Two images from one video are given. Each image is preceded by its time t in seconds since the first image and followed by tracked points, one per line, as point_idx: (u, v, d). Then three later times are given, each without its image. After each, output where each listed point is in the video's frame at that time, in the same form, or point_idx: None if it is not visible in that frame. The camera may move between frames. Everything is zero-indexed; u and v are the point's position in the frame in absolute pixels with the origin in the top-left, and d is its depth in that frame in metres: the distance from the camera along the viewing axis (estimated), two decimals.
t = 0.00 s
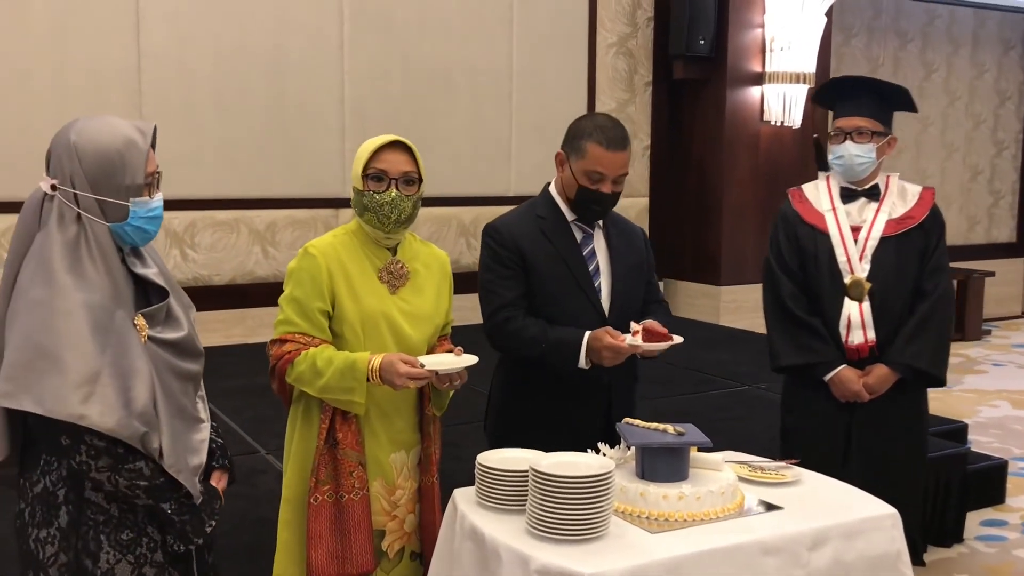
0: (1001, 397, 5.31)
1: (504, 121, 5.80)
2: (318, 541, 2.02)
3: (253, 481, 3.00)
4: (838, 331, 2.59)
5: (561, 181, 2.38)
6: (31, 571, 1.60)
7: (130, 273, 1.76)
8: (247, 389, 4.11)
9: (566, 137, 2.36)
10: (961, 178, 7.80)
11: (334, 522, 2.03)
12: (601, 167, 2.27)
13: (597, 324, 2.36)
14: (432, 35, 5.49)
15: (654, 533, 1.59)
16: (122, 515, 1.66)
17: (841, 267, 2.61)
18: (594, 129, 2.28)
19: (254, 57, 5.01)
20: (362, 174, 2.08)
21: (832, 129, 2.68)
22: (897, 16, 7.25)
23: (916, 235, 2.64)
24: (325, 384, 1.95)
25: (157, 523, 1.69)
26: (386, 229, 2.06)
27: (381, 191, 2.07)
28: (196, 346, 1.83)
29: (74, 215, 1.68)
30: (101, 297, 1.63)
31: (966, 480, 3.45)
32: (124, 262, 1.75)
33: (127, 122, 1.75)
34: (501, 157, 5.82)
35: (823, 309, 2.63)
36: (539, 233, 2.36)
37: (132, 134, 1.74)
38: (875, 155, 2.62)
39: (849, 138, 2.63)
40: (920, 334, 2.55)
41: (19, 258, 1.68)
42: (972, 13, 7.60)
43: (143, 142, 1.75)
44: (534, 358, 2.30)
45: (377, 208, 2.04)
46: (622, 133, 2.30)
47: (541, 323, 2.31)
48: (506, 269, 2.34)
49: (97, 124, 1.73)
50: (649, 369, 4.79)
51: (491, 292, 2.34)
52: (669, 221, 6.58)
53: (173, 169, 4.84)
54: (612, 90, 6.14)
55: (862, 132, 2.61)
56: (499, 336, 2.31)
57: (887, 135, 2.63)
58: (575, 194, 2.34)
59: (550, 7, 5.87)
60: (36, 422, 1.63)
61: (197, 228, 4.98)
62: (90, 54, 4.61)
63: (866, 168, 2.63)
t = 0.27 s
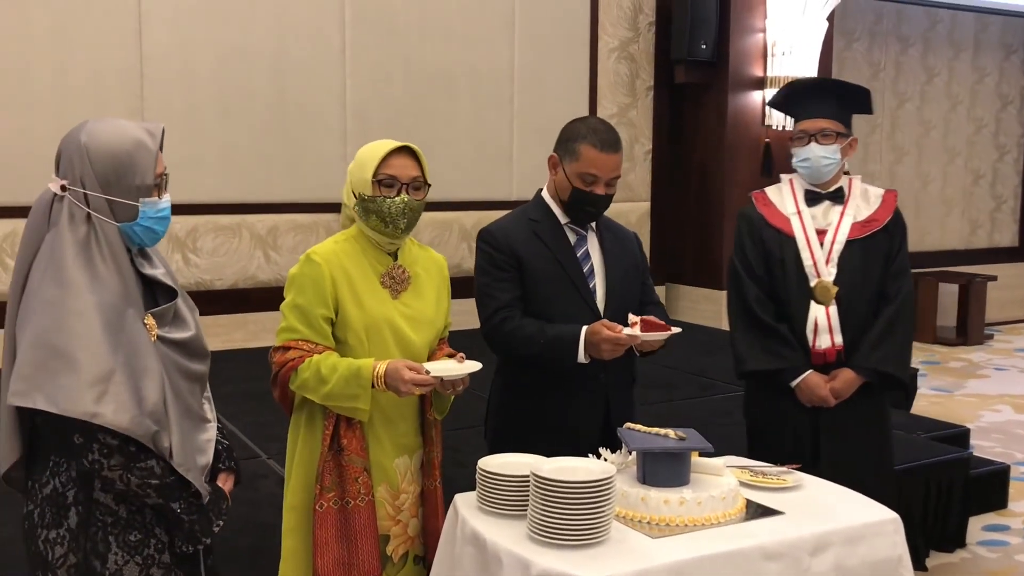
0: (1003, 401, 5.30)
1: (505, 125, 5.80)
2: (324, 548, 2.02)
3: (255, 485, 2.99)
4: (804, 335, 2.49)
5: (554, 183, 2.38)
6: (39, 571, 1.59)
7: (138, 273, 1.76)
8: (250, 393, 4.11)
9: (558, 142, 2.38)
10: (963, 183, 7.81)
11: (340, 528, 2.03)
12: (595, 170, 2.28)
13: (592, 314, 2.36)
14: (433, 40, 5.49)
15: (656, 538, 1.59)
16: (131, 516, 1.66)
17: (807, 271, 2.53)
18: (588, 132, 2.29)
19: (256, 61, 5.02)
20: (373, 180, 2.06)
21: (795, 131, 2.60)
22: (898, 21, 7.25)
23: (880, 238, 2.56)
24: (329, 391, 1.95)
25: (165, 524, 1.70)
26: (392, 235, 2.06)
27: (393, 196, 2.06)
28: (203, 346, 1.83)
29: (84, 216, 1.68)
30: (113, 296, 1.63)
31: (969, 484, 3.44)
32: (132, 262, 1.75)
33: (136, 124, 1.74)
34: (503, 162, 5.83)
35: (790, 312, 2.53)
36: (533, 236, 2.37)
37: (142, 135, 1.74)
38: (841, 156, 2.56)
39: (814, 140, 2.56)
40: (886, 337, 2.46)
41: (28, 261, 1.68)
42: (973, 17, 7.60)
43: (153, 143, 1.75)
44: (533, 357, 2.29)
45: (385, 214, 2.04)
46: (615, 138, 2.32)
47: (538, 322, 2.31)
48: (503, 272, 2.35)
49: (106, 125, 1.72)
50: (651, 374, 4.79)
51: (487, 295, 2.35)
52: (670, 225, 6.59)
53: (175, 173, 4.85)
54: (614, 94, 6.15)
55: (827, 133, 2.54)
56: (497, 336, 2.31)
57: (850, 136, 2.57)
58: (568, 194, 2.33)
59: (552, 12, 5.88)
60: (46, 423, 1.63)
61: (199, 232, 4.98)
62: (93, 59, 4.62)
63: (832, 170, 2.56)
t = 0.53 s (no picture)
0: (1005, 404, 5.29)
1: (507, 128, 5.80)
2: (334, 554, 2.00)
3: (256, 488, 2.99)
4: (785, 339, 2.49)
5: (560, 192, 2.37)
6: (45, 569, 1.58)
7: (148, 275, 1.77)
8: (252, 395, 4.11)
9: (561, 148, 2.37)
10: (965, 186, 7.81)
11: (348, 534, 2.02)
12: (607, 176, 2.30)
13: (594, 321, 2.36)
14: (435, 42, 5.50)
15: (657, 541, 1.59)
16: (138, 514, 1.66)
17: (786, 272, 2.53)
18: (597, 140, 2.32)
19: (258, 64, 5.02)
20: (386, 185, 2.05)
21: (780, 131, 2.58)
22: (900, 23, 7.25)
23: (856, 236, 2.58)
24: (337, 399, 1.94)
25: (172, 522, 1.69)
26: (397, 238, 2.07)
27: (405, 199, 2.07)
28: (210, 347, 1.84)
29: (95, 217, 1.69)
30: (122, 297, 1.64)
31: (970, 487, 3.43)
32: (143, 263, 1.76)
33: (149, 128, 1.76)
34: (504, 164, 5.83)
35: (769, 318, 2.52)
36: (531, 240, 2.37)
37: (153, 138, 1.75)
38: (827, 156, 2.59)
39: (806, 141, 2.55)
40: (866, 337, 2.47)
41: (38, 263, 1.68)
42: (975, 19, 7.59)
43: (164, 146, 1.77)
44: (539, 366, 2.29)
45: (396, 220, 2.04)
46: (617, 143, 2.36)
47: (542, 329, 2.30)
48: (503, 278, 2.34)
49: (118, 129, 1.74)
50: (652, 376, 4.79)
51: (488, 302, 2.34)
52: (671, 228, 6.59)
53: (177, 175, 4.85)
54: (615, 97, 6.15)
55: (818, 135, 2.55)
56: (500, 344, 2.31)
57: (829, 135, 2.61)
58: (576, 204, 2.35)
59: (553, 14, 5.88)
60: (55, 422, 1.63)
61: (201, 235, 4.98)
62: (95, 61, 4.63)
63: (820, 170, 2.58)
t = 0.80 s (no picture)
0: (1006, 404, 5.29)
1: (507, 127, 5.80)
2: (341, 557, 2.00)
3: (257, 488, 2.99)
4: (784, 337, 2.48)
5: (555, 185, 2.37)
6: (53, 564, 1.59)
7: (155, 274, 1.78)
8: (253, 395, 4.11)
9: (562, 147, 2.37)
10: (966, 185, 7.80)
11: (355, 536, 2.02)
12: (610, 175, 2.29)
13: (600, 332, 2.36)
14: (436, 41, 5.50)
15: (658, 541, 1.58)
16: (146, 511, 1.65)
17: (781, 269, 2.52)
18: (597, 137, 2.30)
19: (259, 64, 5.02)
20: (390, 186, 2.04)
21: (771, 131, 2.58)
22: (901, 23, 7.25)
23: (851, 233, 2.58)
24: (343, 402, 1.93)
25: (179, 518, 1.69)
26: (399, 238, 2.07)
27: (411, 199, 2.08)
28: (216, 345, 1.84)
29: (105, 216, 1.68)
30: (130, 294, 1.64)
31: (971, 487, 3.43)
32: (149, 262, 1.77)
33: (159, 128, 1.76)
34: (505, 164, 5.83)
35: (766, 313, 2.52)
36: (536, 241, 2.37)
37: (163, 138, 1.76)
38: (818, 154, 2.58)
39: (797, 140, 2.55)
40: (863, 331, 2.47)
41: (46, 261, 1.67)
42: (976, 18, 7.58)
43: (174, 146, 1.77)
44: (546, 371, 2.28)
45: (400, 221, 2.05)
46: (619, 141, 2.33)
47: (551, 334, 2.29)
48: (509, 279, 2.33)
49: (129, 128, 1.74)
50: (653, 376, 4.79)
51: (494, 304, 2.32)
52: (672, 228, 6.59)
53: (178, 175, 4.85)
54: (616, 96, 6.14)
55: (809, 133, 2.55)
56: (508, 348, 2.29)
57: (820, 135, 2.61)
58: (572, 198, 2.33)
59: (554, 14, 5.88)
60: (63, 419, 1.62)
61: (202, 235, 4.98)
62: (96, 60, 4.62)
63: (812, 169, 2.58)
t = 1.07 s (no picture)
0: (1007, 402, 5.28)
1: (508, 126, 5.80)
2: (352, 558, 1.99)
3: (257, 487, 2.99)
4: (784, 335, 2.48)
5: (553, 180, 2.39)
6: (58, 562, 1.57)
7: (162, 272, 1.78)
8: (254, 394, 4.11)
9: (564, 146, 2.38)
10: (967, 183, 7.79)
11: (365, 536, 2.01)
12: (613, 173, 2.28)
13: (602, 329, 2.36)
14: (436, 39, 5.49)
15: (658, 540, 1.58)
16: (152, 507, 1.66)
17: (782, 268, 2.52)
18: (595, 133, 2.29)
19: (259, 62, 5.02)
20: (396, 185, 2.05)
21: (771, 130, 2.58)
22: (901, 21, 7.24)
23: (852, 233, 2.57)
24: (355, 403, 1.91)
25: (185, 514, 1.70)
26: (403, 237, 2.07)
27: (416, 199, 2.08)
28: (221, 344, 1.83)
29: (115, 214, 1.69)
30: (139, 292, 1.64)
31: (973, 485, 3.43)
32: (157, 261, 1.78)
33: (170, 128, 1.77)
34: (505, 163, 5.82)
35: (765, 312, 2.52)
36: (540, 238, 2.36)
37: (173, 138, 1.76)
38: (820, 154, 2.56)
39: (796, 138, 2.54)
40: (863, 331, 2.46)
41: (55, 259, 1.67)
42: (977, 16, 7.58)
43: (183, 146, 1.77)
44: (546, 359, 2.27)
45: (404, 220, 2.04)
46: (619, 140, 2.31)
47: (558, 326, 2.29)
48: (514, 271, 2.33)
49: (139, 127, 1.74)
50: (653, 375, 4.78)
51: (499, 295, 2.33)
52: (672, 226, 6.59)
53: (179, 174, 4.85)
54: (616, 95, 6.14)
55: (808, 131, 2.53)
56: (516, 337, 2.29)
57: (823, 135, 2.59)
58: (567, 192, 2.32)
59: (554, 12, 5.87)
60: (70, 416, 1.61)
61: (202, 233, 4.98)
62: (96, 59, 4.62)
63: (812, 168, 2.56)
